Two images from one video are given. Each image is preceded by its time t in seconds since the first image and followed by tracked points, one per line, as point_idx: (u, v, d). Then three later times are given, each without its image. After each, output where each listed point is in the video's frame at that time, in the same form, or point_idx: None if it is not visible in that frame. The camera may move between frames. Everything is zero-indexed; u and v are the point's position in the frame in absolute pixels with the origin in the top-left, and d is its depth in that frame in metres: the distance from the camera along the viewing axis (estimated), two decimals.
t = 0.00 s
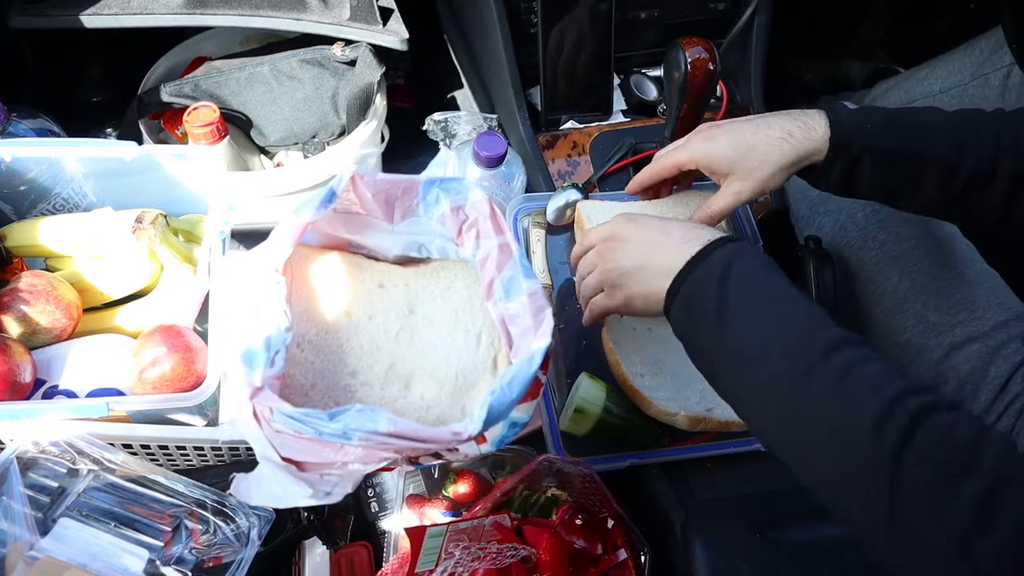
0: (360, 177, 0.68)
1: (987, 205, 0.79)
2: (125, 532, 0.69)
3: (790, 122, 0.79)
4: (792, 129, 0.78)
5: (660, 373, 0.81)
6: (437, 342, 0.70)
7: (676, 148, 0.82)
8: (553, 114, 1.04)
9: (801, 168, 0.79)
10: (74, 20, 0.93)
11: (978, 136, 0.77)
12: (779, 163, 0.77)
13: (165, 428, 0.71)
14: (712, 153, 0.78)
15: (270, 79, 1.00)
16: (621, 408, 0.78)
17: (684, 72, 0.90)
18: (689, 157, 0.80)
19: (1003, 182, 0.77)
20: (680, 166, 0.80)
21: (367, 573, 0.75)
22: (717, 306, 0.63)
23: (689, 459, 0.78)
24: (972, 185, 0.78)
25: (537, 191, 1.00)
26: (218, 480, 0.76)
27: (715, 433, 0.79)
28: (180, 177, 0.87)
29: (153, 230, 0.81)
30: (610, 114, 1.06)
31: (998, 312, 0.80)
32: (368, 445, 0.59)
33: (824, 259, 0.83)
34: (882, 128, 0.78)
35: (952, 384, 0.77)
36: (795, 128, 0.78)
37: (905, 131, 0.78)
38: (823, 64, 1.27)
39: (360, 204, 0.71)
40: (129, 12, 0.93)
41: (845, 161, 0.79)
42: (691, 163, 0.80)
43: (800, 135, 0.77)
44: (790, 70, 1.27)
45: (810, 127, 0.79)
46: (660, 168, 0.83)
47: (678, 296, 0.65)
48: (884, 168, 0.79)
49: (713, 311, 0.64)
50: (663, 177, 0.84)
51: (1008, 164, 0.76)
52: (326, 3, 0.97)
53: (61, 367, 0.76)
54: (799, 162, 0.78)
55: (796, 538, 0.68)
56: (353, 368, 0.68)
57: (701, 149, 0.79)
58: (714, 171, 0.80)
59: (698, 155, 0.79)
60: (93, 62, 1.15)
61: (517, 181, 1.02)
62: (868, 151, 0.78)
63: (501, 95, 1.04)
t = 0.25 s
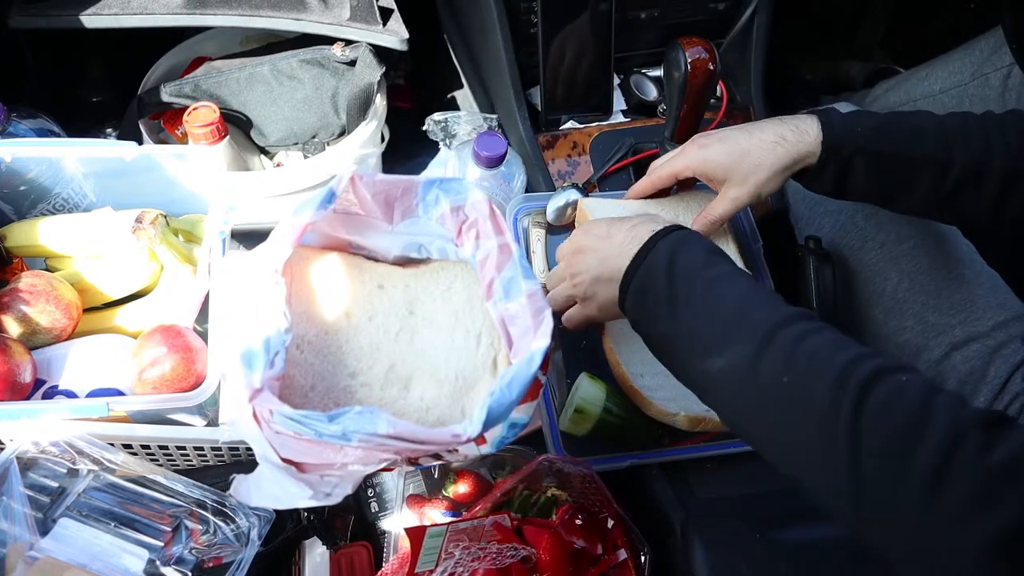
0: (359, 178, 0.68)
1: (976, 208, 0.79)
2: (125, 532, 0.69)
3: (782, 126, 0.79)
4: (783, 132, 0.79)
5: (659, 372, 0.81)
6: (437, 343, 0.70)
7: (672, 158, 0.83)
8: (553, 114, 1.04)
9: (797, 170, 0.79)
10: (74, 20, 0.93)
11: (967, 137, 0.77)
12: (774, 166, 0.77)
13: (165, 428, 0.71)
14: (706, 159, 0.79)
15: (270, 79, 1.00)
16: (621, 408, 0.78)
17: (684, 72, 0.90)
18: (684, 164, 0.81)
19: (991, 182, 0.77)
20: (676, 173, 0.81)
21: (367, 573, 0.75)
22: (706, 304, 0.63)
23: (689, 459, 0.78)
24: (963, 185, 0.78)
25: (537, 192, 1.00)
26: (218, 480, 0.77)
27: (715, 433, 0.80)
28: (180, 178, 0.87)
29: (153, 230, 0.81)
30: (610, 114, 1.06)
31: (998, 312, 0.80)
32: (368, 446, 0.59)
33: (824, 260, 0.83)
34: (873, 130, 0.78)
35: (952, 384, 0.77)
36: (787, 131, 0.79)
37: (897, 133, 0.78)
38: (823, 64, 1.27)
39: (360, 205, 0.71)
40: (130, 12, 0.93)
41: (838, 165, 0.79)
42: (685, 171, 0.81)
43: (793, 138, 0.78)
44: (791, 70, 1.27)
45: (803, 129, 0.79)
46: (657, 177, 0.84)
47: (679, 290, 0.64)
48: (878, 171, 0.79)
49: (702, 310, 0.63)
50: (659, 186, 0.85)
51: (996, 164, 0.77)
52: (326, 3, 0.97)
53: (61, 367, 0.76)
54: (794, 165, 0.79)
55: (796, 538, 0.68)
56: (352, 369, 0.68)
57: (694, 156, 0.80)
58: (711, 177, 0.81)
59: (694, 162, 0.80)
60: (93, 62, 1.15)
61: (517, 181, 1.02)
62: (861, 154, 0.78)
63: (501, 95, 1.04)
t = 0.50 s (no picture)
0: (358, 178, 0.68)
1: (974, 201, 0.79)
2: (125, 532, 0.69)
3: (772, 113, 0.81)
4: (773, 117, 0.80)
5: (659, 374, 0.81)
6: (437, 344, 0.70)
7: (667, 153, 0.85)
8: (553, 114, 1.04)
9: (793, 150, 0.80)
10: (74, 20, 0.93)
11: (958, 124, 0.77)
12: (768, 149, 0.78)
13: (165, 428, 0.71)
14: (699, 148, 0.80)
15: (270, 79, 0.99)
16: (621, 408, 0.78)
17: (684, 72, 0.90)
18: (679, 156, 0.82)
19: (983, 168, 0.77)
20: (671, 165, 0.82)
21: (367, 573, 0.75)
22: (702, 303, 0.63)
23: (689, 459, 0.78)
24: (954, 169, 0.77)
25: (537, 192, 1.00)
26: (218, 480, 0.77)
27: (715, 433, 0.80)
28: (180, 177, 0.87)
29: (153, 230, 0.81)
30: (610, 114, 1.06)
31: (998, 312, 0.80)
32: (367, 448, 0.59)
33: (824, 260, 0.83)
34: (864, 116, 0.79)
35: (951, 384, 0.77)
36: (778, 116, 0.80)
37: (888, 119, 0.78)
38: (823, 63, 1.27)
39: (360, 206, 0.71)
40: (130, 12, 0.93)
41: (829, 149, 0.80)
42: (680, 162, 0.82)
43: (785, 121, 0.79)
44: (791, 70, 1.27)
45: (794, 113, 0.80)
46: (652, 176, 0.85)
47: (669, 292, 0.63)
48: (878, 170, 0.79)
49: (696, 309, 0.62)
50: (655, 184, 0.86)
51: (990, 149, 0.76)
52: (326, 3, 0.97)
53: (61, 367, 0.76)
54: (787, 147, 0.79)
55: (796, 538, 0.68)
56: (352, 370, 0.68)
57: (687, 145, 0.81)
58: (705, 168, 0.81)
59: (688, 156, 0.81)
60: (93, 62, 1.15)
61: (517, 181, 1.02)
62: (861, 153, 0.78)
63: (501, 95, 1.04)
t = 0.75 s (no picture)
0: (357, 179, 0.68)
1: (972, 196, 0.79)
2: (125, 532, 0.69)
3: (750, 97, 0.82)
4: (751, 101, 0.81)
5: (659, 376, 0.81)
6: (437, 345, 0.70)
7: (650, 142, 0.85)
8: (553, 114, 1.04)
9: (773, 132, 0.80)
10: (74, 20, 0.93)
11: (948, 116, 0.78)
12: (746, 129, 0.79)
13: (165, 428, 0.71)
14: (680, 133, 0.81)
15: (270, 79, 0.99)
16: (622, 408, 0.78)
17: (684, 72, 0.90)
18: (661, 144, 0.82)
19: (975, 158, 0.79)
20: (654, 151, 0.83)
21: (367, 573, 0.75)
22: (700, 306, 0.63)
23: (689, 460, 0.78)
24: (944, 159, 0.79)
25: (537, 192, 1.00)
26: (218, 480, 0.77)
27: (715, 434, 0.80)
28: (180, 177, 0.87)
29: (153, 230, 0.81)
30: (610, 114, 1.06)
31: (998, 312, 0.79)
32: (367, 449, 0.59)
33: (823, 260, 0.83)
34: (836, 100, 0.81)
35: (951, 385, 0.77)
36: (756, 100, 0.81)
37: (866, 102, 0.79)
38: (823, 63, 1.27)
39: (359, 207, 0.71)
40: (130, 12, 0.93)
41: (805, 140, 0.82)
42: (663, 149, 0.82)
43: (763, 103, 0.80)
44: (791, 70, 1.27)
45: (772, 97, 0.81)
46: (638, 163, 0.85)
47: (665, 296, 0.63)
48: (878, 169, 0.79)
49: (693, 314, 0.62)
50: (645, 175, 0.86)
51: (982, 139, 0.77)
52: (326, 3, 0.97)
53: (61, 367, 0.76)
54: (767, 129, 0.80)
55: (795, 539, 0.68)
56: (352, 371, 0.68)
57: (668, 132, 0.82)
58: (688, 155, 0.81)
59: (671, 140, 0.81)
60: (93, 62, 1.15)
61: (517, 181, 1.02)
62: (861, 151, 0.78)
63: (501, 95, 1.04)
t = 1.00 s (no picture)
0: (357, 179, 0.68)
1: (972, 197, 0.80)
2: (125, 532, 0.69)
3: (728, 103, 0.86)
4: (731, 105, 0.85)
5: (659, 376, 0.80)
6: (437, 345, 0.70)
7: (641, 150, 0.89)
8: (553, 114, 1.04)
9: (757, 130, 0.83)
10: (74, 19, 0.93)
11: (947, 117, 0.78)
12: (729, 124, 0.82)
13: (165, 428, 0.71)
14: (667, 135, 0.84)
15: (270, 79, 0.99)
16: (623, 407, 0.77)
17: (684, 72, 0.90)
18: (651, 148, 0.86)
19: (970, 158, 0.80)
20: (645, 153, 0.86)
21: (366, 573, 0.75)
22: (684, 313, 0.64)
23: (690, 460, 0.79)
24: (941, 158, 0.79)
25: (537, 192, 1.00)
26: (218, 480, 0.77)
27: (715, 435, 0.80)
28: (180, 177, 0.87)
29: (153, 230, 0.81)
30: (610, 114, 1.06)
31: (997, 312, 0.80)
32: (367, 450, 0.59)
33: (824, 260, 0.83)
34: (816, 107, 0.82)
35: (951, 385, 0.77)
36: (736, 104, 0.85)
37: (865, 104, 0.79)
38: (823, 63, 1.27)
39: (359, 206, 0.71)
40: (130, 12, 0.93)
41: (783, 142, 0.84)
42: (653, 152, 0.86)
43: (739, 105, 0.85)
44: (790, 70, 1.27)
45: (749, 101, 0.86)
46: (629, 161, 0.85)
47: (644, 304, 0.63)
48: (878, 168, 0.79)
49: (674, 321, 0.62)
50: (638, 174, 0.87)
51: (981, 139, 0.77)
52: (326, 3, 0.97)
53: (61, 367, 0.76)
54: (749, 124, 0.83)
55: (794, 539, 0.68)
56: (352, 371, 0.68)
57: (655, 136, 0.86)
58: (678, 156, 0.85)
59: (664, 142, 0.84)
60: (93, 62, 1.15)
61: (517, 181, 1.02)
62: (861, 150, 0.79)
63: (501, 95, 1.04)
